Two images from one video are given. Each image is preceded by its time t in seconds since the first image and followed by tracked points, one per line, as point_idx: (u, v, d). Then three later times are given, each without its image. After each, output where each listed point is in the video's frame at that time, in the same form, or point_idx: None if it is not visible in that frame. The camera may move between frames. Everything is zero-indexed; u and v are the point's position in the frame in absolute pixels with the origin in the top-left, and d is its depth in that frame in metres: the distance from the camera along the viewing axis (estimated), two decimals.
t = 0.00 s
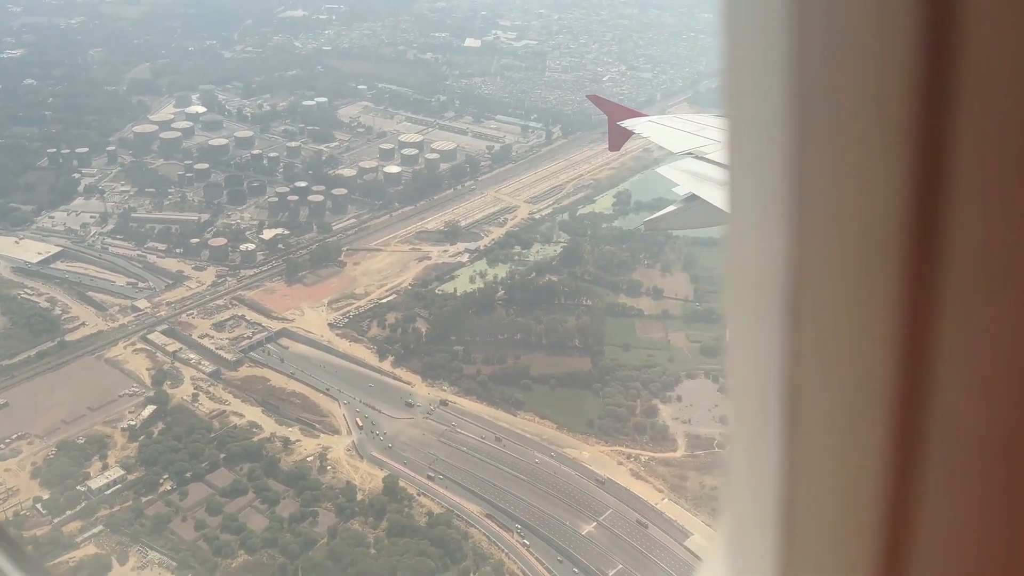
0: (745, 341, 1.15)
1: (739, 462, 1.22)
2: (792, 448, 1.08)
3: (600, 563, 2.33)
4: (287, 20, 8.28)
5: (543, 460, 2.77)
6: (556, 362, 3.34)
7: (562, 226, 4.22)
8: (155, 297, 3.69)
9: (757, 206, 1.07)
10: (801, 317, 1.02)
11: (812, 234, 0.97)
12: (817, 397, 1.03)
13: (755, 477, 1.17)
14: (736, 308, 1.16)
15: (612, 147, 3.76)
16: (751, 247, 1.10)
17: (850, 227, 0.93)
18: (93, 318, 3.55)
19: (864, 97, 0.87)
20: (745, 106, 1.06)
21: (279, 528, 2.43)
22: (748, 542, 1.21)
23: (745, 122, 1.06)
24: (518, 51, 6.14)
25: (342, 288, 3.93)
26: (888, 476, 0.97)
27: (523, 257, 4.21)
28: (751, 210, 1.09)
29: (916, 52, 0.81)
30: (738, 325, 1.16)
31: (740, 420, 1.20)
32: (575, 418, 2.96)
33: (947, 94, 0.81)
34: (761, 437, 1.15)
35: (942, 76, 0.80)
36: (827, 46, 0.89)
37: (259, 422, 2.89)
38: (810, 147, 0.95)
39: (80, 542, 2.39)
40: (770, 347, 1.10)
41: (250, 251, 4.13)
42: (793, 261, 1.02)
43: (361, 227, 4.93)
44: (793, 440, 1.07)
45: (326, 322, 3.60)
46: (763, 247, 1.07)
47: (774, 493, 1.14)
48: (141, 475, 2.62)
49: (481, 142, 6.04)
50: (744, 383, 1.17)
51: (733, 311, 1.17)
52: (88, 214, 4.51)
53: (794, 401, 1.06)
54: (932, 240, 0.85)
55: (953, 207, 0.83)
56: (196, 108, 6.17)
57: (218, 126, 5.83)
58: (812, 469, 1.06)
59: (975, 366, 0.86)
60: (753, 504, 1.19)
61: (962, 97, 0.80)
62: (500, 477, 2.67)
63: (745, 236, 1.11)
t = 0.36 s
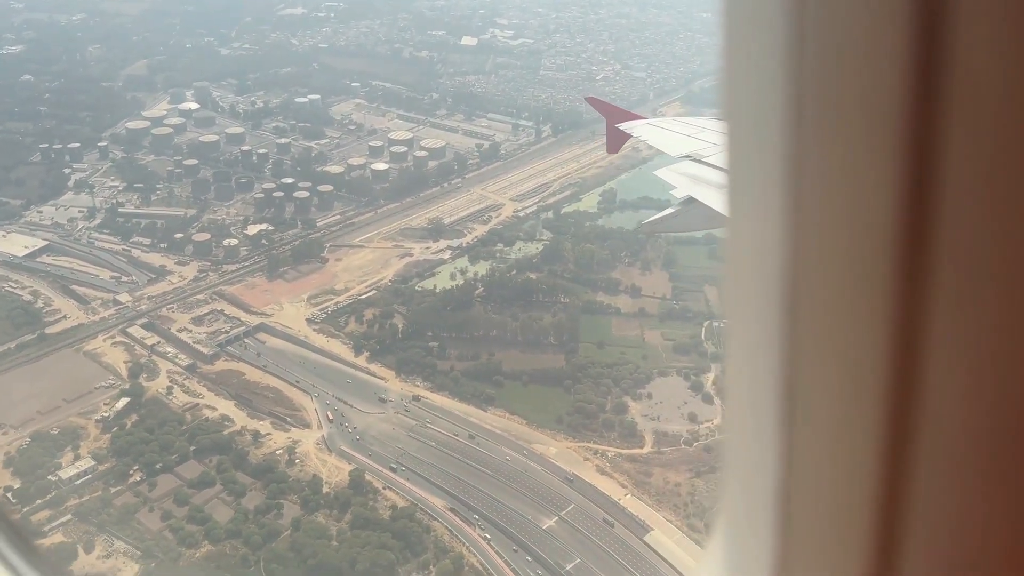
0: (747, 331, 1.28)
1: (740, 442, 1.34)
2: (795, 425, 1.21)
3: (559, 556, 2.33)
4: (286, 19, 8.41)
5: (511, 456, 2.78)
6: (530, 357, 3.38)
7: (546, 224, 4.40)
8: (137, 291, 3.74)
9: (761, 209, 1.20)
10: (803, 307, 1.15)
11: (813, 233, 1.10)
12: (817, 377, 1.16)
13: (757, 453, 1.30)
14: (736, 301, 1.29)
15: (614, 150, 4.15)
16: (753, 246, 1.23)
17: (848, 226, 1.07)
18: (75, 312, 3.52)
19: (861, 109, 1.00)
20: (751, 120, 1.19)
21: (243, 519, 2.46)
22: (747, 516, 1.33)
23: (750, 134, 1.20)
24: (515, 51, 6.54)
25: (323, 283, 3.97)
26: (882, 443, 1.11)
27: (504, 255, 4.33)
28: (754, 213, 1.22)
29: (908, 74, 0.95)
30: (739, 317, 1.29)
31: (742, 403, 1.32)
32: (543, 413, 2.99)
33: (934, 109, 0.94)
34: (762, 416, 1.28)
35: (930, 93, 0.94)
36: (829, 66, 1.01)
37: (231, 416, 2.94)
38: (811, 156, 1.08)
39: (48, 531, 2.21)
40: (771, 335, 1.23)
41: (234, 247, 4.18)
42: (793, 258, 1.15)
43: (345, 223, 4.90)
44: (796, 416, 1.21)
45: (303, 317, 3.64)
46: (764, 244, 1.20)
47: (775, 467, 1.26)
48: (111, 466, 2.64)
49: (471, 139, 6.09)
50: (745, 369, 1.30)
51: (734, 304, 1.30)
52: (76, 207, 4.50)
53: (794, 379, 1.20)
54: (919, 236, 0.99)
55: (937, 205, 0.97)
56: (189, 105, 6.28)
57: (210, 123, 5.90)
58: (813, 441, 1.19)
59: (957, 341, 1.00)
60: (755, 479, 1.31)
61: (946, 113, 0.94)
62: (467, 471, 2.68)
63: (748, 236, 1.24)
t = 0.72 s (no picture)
0: (744, 344, 1.23)
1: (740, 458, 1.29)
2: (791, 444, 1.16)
3: (523, 551, 2.37)
4: (284, 16, 8.46)
5: (482, 453, 2.80)
6: (506, 355, 3.41)
7: (531, 223, 4.44)
8: (122, 287, 3.78)
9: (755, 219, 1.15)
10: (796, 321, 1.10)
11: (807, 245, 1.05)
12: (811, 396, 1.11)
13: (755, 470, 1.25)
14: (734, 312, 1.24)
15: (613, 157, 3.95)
16: (748, 257, 1.18)
17: (841, 239, 1.01)
18: (59, 307, 3.57)
19: (855, 118, 0.95)
20: (746, 125, 1.13)
21: (214, 513, 2.50)
22: (746, 533, 1.29)
23: (745, 140, 1.14)
24: (511, 51, 6.52)
25: (306, 280, 4.01)
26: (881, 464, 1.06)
27: (488, 252, 4.37)
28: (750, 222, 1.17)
29: (905, 79, 0.89)
30: (737, 328, 1.24)
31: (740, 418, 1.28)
32: (517, 410, 3.01)
33: (931, 116, 0.89)
34: (759, 433, 1.23)
35: (927, 100, 0.88)
36: (822, 70, 0.96)
37: (208, 411, 2.97)
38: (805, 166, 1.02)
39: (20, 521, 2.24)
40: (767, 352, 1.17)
41: (220, 245, 4.23)
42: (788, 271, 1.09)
43: (333, 221, 4.92)
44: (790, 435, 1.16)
45: (284, 314, 3.66)
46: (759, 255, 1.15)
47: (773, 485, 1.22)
48: (86, 459, 2.67)
49: (461, 138, 6.12)
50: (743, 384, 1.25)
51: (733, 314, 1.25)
52: (67, 205, 4.49)
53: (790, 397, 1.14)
54: (919, 249, 0.94)
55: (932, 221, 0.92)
56: (185, 104, 6.36)
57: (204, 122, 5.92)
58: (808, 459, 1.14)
59: (958, 365, 0.95)
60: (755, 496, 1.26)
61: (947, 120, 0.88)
62: (437, 467, 2.71)
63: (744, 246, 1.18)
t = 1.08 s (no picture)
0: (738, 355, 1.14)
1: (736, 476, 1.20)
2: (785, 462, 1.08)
3: (485, 544, 2.38)
4: (283, 14, 8.52)
5: (452, 448, 2.82)
6: (482, 352, 3.44)
7: (516, 221, 4.48)
8: (106, 284, 3.80)
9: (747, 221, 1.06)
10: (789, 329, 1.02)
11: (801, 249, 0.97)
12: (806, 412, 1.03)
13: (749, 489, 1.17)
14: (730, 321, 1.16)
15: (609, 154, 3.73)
16: (739, 262, 1.09)
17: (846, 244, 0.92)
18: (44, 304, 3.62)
19: (855, 108, 0.86)
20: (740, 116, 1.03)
21: (183, 505, 2.53)
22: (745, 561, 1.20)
23: (738, 137, 1.05)
24: (507, 49, 6.57)
25: (289, 277, 4.04)
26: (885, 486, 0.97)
27: (472, 250, 4.39)
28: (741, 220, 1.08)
29: (906, 61, 0.80)
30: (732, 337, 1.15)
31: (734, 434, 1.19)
32: (490, 406, 3.03)
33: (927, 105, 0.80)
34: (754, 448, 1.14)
35: (926, 88, 0.79)
36: (812, 62, 0.89)
37: (184, 405, 3.01)
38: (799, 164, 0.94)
39: None
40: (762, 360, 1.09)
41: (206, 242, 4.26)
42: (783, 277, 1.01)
43: (319, 219, 4.96)
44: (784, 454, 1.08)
45: (265, 310, 3.71)
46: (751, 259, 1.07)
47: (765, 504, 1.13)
48: (62, 452, 2.69)
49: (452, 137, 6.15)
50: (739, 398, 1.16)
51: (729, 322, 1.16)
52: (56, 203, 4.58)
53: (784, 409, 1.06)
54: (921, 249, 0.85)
55: (931, 221, 0.83)
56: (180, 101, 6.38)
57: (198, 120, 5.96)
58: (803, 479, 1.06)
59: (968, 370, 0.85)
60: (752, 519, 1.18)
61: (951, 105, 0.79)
62: (407, 463, 2.73)
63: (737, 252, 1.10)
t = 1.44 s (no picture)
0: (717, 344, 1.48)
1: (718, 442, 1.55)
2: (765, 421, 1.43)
3: (454, 538, 2.41)
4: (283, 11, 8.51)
5: (428, 444, 2.84)
6: (462, 349, 3.48)
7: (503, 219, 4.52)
8: (96, 281, 3.90)
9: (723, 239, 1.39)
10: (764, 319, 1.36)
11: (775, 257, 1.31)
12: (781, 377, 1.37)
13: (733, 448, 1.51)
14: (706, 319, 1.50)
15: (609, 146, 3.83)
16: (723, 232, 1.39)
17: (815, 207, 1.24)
18: (33, 302, 3.48)
19: (826, 102, 1.18)
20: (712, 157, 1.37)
21: (159, 499, 2.56)
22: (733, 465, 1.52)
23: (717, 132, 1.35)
24: (505, 48, 6.46)
25: (274, 273, 4.02)
26: (847, 421, 1.34)
27: (458, 249, 4.36)
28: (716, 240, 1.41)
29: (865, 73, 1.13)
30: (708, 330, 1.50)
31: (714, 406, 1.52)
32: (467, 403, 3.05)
33: (878, 139, 1.15)
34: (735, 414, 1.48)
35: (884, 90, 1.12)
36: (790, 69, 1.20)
37: (164, 401, 3.04)
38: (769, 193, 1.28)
39: None
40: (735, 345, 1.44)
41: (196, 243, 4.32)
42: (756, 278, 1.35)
43: (308, 218, 4.97)
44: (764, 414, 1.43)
45: (249, 307, 3.72)
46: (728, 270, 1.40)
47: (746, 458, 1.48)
48: (42, 446, 2.70)
49: (445, 135, 6.26)
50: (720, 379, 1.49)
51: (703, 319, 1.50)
52: (50, 201, 4.63)
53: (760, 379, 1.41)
54: (878, 246, 1.20)
55: (884, 223, 1.18)
56: (175, 103, 6.52)
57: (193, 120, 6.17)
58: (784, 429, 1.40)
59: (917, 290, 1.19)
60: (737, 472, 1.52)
61: (902, 136, 1.13)
62: (381, 458, 2.76)
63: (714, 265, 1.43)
